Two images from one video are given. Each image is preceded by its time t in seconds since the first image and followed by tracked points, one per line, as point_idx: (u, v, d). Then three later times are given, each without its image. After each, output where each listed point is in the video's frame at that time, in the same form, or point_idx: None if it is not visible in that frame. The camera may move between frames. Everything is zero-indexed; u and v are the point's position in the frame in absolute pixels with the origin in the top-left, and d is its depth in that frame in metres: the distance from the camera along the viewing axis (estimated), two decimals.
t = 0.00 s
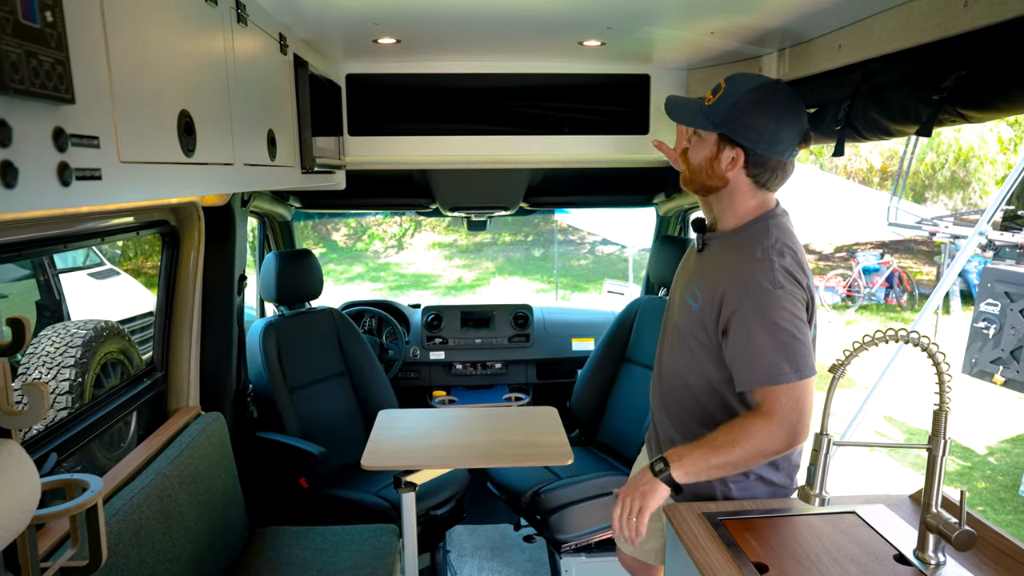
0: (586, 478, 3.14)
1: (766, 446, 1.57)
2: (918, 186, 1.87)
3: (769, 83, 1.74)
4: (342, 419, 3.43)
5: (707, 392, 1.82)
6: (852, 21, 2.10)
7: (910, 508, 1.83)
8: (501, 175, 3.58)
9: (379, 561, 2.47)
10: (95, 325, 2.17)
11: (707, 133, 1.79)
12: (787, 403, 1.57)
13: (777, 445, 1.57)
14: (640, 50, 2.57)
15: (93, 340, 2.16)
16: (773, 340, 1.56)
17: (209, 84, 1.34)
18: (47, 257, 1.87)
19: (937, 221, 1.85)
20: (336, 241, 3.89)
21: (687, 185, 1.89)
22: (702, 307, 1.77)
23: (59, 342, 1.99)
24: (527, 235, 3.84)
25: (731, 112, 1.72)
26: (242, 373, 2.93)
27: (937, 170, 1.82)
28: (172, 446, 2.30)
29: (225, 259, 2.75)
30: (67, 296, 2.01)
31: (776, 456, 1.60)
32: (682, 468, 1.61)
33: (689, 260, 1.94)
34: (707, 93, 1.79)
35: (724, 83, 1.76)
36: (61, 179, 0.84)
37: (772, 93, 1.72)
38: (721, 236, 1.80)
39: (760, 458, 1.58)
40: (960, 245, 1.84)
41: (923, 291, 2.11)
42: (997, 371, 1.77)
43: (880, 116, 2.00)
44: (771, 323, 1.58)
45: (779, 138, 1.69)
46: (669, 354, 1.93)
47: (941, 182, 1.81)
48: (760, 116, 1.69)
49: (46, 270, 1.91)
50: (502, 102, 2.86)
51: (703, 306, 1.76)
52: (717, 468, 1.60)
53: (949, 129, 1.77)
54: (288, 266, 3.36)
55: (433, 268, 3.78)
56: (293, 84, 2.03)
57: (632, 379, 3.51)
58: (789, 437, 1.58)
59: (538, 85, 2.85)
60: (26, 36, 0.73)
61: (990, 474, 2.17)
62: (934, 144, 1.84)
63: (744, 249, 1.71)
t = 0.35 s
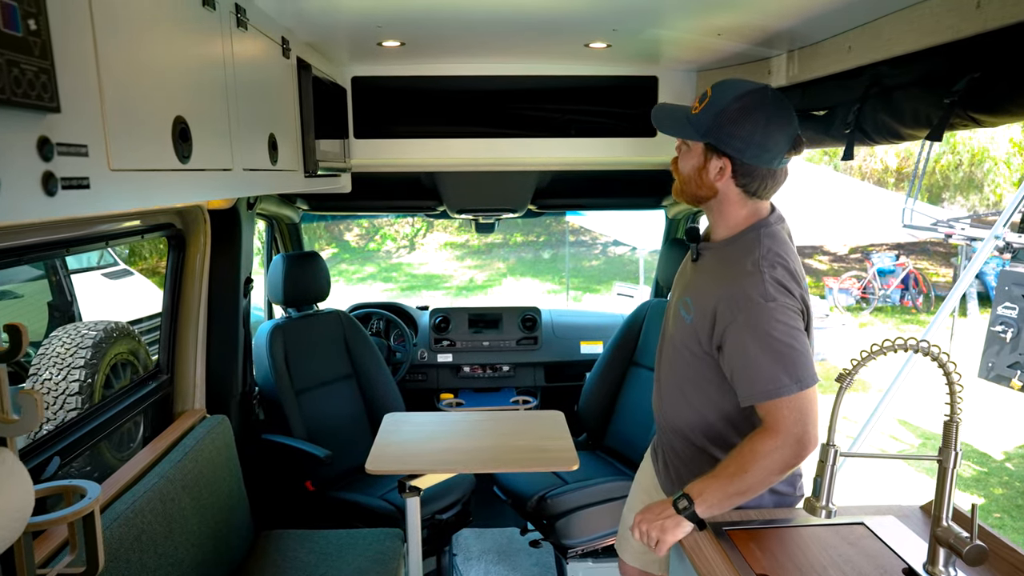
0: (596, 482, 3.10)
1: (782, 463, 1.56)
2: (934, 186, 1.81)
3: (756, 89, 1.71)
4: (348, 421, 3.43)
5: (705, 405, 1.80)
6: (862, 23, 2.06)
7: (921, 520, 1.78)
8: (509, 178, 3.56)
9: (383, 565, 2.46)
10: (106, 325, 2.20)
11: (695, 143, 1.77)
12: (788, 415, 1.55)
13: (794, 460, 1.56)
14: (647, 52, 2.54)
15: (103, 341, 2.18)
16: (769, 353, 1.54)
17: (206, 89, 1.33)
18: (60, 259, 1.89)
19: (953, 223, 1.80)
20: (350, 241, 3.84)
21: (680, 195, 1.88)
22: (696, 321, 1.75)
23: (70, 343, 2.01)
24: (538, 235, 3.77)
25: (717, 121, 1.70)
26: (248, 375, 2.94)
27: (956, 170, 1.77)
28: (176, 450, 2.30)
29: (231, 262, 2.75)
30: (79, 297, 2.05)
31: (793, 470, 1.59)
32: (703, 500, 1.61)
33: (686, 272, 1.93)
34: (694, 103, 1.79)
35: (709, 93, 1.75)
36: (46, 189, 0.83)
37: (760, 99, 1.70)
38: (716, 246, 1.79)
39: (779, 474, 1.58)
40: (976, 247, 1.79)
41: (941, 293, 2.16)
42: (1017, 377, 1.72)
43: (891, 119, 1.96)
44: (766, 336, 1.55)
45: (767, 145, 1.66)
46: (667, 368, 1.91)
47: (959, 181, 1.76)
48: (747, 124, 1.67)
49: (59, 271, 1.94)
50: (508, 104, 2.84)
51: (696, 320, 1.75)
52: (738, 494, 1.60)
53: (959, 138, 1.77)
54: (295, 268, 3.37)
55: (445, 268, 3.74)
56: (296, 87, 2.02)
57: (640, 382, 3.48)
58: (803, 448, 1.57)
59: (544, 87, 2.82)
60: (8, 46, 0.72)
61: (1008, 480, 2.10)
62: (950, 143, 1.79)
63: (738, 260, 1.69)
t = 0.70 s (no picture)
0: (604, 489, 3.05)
1: (791, 468, 1.54)
2: (953, 188, 1.76)
3: (738, 93, 1.72)
4: (357, 425, 3.42)
5: (705, 415, 1.77)
6: (875, 26, 2.02)
7: (936, 535, 1.73)
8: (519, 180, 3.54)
9: (387, 572, 2.44)
10: (117, 327, 2.23)
11: (680, 150, 1.76)
12: (794, 420, 1.53)
13: (801, 465, 1.54)
14: (656, 55, 2.51)
15: (114, 342, 2.21)
16: (777, 359, 1.52)
17: (203, 96, 1.32)
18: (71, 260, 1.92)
19: (973, 226, 1.73)
20: (363, 241, 3.78)
21: (664, 205, 1.86)
22: (694, 331, 1.71)
23: (82, 345, 2.04)
24: (552, 237, 3.75)
25: (706, 127, 1.69)
26: (256, 379, 2.93)
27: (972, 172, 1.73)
28: (182, 454, 2.30)
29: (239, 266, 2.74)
30: (92, 299, 2.08)
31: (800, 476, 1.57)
32: (713, 513, 1.57)
33: (675, 281, 1.90)
34: (676, 112, 1.78)
35: (692, 101, 1.75)
36: (32, 202, 0.81)
37: (745, 104, 1.70)
38: (710, 252, 1.76)
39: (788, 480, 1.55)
40: (996, 253, 1.68)
41: (959, 295, 1.97)
42: None
43: (905, 124, 1.92)
44: (773, 342, 1.53)
45: (757, 146, 1.68)
46: (662, 380, 1.87)
47: (977, 184, 1.71)
48: (737, 128, 1.67)
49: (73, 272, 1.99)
50: (516, 107, 2.82)
51: (695, 330, 1.71)
52: (748, 503, 1.57)
53: (978, 138, 1.74)
54: (304, 272, 3.36)
55: (458, 269, 3.71)
56: (300, 92, 2.01)
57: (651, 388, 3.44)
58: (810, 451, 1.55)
59: (553, 91, 2.80)
60: None
61: None
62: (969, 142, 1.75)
63: (736, 266, 1.66)
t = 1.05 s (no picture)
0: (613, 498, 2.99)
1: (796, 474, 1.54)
2: (974, 189, 1.83)
3: (723, 98, 1.71)
4: (365, 429, 3.40)
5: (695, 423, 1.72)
6: (891, 28, 1.95)
7: (953, 554, 1.67)
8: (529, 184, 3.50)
9: None
10: (129, 329, 2.24)
11: (665, 155, 1.71)
12: (796, 425, 1.53)
13: (804, 471, 1.55)
14: (666, 57, 2.46)
15: (126, 345, 2.21)
16: (784, 363, 1.51)
17: (201, 105, 1.30)
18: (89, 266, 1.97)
19: (996, 229, 1.78)
20: (378, 240, 3.82)
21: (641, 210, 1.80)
22: (688, 337, 1.66)
23: (95, 346, 2.06)
24: (567, 237, 3.75)
25: (695, 132, 1.66)
26: (265, 383, 2.93)
27: (994, 172, 1.77)
28: (187, 460, 2.29)
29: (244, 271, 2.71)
30: (106, 300, 2.11)
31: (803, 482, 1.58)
32: (722, 527, 1.55)
33: (651, 286, 1.83)
34: (660, 115, 1.73)
35: (678, 105, 1.71)
36: (12, 218, 0.79)
37: (730, 109, 1.69)
38: (698, 256, 1.72)
39: (794, 486, 1.56)
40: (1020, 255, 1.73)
41: (982, 299, 2.17)
42: None
43: (923, 130, 1.87)
44: (777, 346, 1.52)
45: (743, 152, 1.68)
46: (644, 389, 1.80)
47: (999, 185, 1.77)
48: (724, 134, 1.66)
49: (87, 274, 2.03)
50: (525, 111, 2.79)
51: (689, 336, 1.66)
52: (757, 513, 1.56)
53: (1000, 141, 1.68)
54: (312, 275, 3.35)
55: (472, 269, 3.80)
56: (305, 96, 1.99)
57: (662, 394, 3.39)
58: (812, 456, 1.55)
59: (562, 94, 2.76)
60: None
61: None
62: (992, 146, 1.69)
63: (730, 270, 1.64)
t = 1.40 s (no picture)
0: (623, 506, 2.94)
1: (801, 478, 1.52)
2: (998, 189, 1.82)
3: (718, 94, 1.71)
4: (374, 433, 3.38)
5: (699, 429, 1.68)
6: (908, 28, 1.89)
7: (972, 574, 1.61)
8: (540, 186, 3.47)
9: None
10: (141, 330, 2.27)
11: (662, 151, 1.69)
12: (801, 426, 1.52)
13: (807, 473, 1.53)
14: (677, 59, 2.41)
15: (138, 346, 2.26)
16: (798, 362, 1.50)
17: (195, 110, 1.28)
18: (102, 267, 2.02)
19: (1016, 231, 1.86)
20: (393, 241, 3.87)
21: (633, 210, 1.75)
22: (699, 341, 1.61)
23: (106, 348, 2.11)
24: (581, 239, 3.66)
25: (693, 126, 1.65)
26: (272, 387, 2.91)
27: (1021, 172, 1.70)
28: (191, 465, 2.27)
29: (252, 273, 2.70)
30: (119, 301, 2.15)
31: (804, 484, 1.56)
32: (730, 537, 1.51)
33: (640, 292, 1.76)
34: (656, 110, 1.71)
35: (674, 100, 1.69)
36: None
37: (726, 105, 1.69)
38: (696, 258, 1.66)
39: (797, 489, 1.54)
40: None
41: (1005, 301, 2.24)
42: None
43: (941, 134, 1.80)
44: (790, 344, 1.51)
45: (740, 147, 1.67)
46: (643, 400, 1.72)
47: None
48: (722, 128, 1.65)
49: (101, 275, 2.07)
50: (534, 113, 2.75)
51: (700, 339, 1.60)
52: (765, 519, 1.53)
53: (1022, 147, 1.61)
54: (321, 277, 3.34)
55: (487, 270, 3.92)
56: (308, 99, 1.97)
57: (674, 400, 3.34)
58: (813, 456, 1.54)
59: (571, 96, 2.72)
60: None
61: None
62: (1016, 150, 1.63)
63: (733, 271, 1.60)
